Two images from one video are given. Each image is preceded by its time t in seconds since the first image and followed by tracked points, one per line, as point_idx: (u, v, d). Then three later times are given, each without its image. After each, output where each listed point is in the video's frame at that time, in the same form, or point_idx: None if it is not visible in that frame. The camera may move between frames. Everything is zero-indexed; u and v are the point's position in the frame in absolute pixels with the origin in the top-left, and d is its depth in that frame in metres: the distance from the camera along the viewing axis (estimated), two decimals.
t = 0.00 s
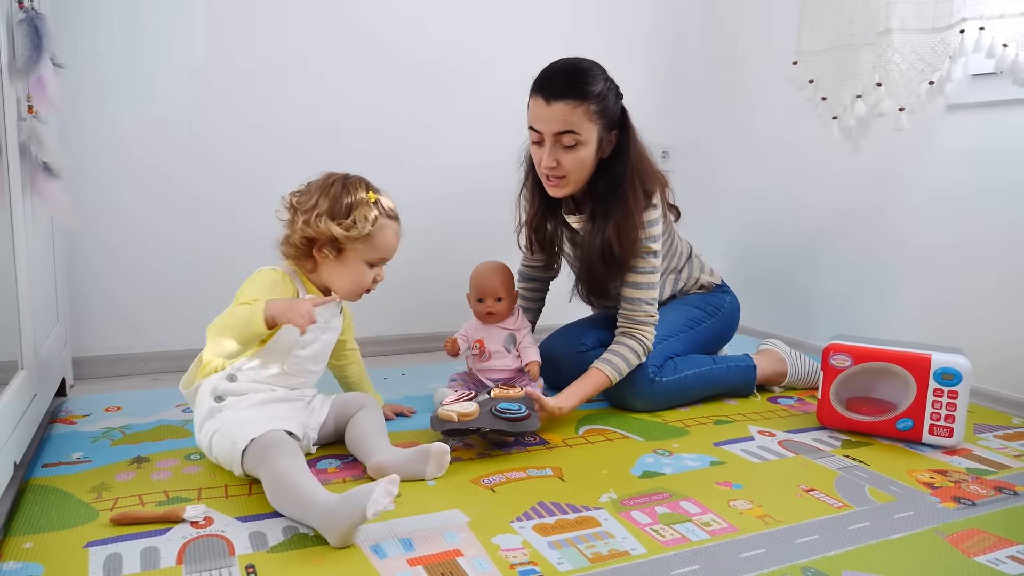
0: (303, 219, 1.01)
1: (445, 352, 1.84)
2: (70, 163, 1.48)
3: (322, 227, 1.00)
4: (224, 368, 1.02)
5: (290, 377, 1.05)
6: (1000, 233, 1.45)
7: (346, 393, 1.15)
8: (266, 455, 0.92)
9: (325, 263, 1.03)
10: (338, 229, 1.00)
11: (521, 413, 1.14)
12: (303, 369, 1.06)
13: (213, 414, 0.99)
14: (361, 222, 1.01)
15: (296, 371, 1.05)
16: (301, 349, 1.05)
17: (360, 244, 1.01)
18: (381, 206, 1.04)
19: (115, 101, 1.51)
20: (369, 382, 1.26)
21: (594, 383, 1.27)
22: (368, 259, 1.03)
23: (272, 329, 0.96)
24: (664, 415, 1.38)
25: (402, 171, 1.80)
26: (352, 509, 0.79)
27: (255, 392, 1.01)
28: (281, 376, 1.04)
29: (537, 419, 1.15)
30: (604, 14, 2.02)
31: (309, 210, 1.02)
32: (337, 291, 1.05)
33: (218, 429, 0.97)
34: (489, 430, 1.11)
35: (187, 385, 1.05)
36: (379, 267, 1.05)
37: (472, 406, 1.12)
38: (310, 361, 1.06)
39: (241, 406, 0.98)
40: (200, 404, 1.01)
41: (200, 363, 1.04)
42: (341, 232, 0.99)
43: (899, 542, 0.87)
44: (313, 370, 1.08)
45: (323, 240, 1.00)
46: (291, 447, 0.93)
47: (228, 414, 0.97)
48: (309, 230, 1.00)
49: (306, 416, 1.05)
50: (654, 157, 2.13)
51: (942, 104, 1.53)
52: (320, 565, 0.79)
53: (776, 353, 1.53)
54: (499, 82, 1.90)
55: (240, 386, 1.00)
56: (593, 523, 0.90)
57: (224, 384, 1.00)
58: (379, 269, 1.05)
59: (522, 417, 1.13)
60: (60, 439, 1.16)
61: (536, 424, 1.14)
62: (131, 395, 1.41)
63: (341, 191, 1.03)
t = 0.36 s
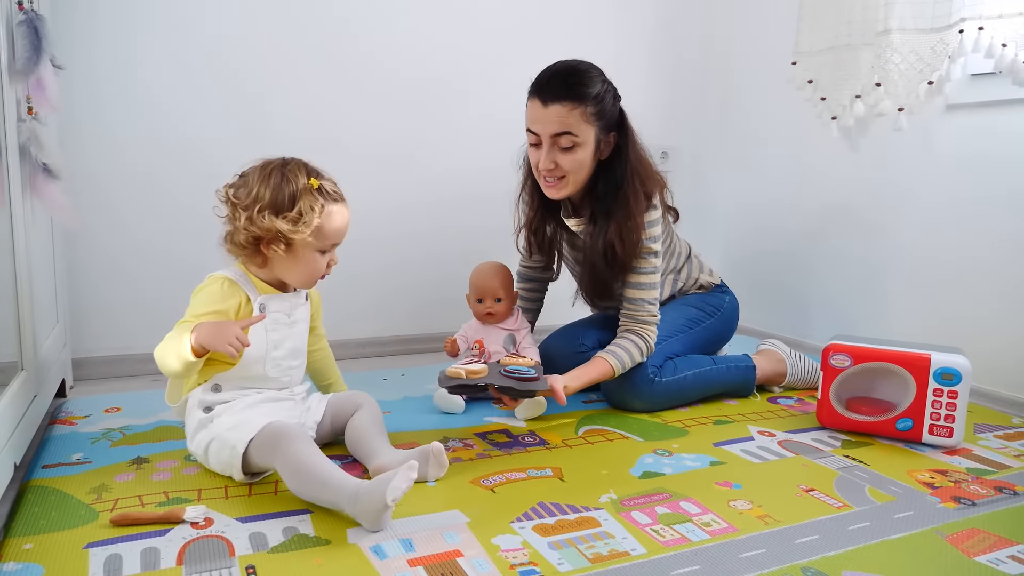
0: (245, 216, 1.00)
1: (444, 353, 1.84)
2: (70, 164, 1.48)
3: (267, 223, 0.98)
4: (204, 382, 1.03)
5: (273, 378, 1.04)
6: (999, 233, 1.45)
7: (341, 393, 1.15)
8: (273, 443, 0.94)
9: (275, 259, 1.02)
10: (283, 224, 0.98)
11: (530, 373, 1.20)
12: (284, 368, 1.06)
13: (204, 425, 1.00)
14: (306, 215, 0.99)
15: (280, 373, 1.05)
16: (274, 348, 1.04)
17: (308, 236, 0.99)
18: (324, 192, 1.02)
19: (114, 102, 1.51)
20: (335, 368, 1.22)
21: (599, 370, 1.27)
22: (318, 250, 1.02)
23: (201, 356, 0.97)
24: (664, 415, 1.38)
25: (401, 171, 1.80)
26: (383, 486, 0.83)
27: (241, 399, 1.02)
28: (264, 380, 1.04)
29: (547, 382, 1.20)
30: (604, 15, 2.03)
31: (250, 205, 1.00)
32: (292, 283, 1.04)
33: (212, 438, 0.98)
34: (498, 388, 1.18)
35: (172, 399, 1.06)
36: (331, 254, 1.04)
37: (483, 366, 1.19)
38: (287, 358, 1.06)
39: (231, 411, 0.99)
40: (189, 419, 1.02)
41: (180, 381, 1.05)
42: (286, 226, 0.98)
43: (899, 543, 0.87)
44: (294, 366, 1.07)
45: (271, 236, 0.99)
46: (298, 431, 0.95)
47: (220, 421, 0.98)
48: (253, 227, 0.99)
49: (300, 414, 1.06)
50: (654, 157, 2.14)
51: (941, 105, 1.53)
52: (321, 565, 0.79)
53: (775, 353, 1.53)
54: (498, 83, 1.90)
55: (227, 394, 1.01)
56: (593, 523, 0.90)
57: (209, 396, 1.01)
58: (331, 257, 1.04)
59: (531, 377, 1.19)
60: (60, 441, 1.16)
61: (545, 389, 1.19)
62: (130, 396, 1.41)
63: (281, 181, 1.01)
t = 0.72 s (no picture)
0: (212, 219, 0.99)
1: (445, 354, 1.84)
2: (71, 165, 1.49)
3: (236, 222, 0.98)
4: (200, 389, 1.03)
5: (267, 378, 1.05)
6: (1000, 233, 1.45)
7: (340, 390, 1.15)
8: (276, 440, 0.94)
9: (247, 259, 1.02)
10: (251, 222, 0.98)
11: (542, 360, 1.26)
12: (276, 366, 1.06)
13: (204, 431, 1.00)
14: (272, 210, 0.99)
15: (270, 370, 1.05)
16: (262, 348, 1.04)
17: (278, 231, 1.00)
18: (287, 184, 1.03)
19: (115, 104, 1.51)
20: (324, 367, 1.22)
21: (598, 365, 1.29)
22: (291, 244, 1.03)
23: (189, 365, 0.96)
24: (665, 416, 1.38)
25: (402, 172, 1.80)
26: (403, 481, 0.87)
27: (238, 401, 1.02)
28: (258, 380, 1.04)
29: (554, 370, 1.25)
30: (605, 15, 2.03)
31: (214, 209, 1.00)
32: (270, 280, 1.05)
33: (213, 442, 0.98)
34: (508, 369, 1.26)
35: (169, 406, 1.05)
36: (304, 245, 1.05)
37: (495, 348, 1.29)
38: (277, 356, 1.06)
39: (228, 413, 1.00)
40: (188, 425, 1.03)
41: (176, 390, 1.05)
42: (254, 223, 0.98)
43: (901, 543, 0.87)
44: (286, 363, 1.08)
45: (241, 236, 0.99)
46: (297, 422, 0.96)
47: (219, 424, 0.99)
48: (221, 229, 0.99)
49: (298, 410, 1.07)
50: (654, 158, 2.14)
51: (942, 105, 1.53)
52: (322, 566, 0.79)
53: (776, 354, 1.53)
54: (499, 84, 1.90)
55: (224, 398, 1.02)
56: (594, 524, 0.90)
57: (205, 402, 1.01)
58: (304, 248, 1.05)
59: (541, 365, 1.25)
60: (61, 442, 1.16)
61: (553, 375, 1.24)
62: (130, 398, 1.41)
63: (242, 179, 1.01)
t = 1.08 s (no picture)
0: (198, 223, 0.99)
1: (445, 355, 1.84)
2: (70, 166, 1.49)
3: (223, 224, 0.98)
4: (190, 391, 1.03)
5: (259, 380, 1.05)
6: (999, 234, 1.45)
7: (336, 388, 1.14)
8: (269, 425, 0.95)
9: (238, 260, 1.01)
10: (238, 221, 0.98)
11: (541, 341, 1.23)
12: (269, 367, 1.06)
13: (197, 432, 1.00)
14: (258, 207, 0.99)
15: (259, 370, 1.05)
16: (255, 350, 1.04)
17: (267, 227, 1.00)
18: (270, 181, 1.03)
19: (114, 104, 1.51)
20: (318, 367, 1.22)
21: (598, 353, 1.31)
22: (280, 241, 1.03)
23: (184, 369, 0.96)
24: (665, 416, 1.38)
25: (402, 172, 1.80)
26: (406, 472, 0.93)
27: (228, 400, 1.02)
28: (251, 381, 1.04)
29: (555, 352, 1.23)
30: (605, 16, 2.03)
31: (200, 214, 1.00)
32: (264, 279, 1.04)
33: (208, 441, 0.99)
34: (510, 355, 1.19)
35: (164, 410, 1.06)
36: (294, 240, 1.05)
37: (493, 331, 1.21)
38: (270, 357, 1.07)
39: (219, 414, 0.99)
40: (181, 425, 1.03)
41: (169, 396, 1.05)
42: (242, 222, 0.98)
43: (900, 543, 0.87)
44: (279, 364, 1.09)
45: (229, 237, 0.99)
46: (289, 404, 0.96)
47: (211, 424, 0.99)
48: (208, 232, 0.98)
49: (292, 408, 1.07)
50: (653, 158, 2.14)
51: (941, 106, 1.54)
52: (322, 567, 0.78)
53: (776, 354, 1.53)
54: (498, 84, 1.90)
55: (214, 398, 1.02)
56: (593, 524, 0.90)
57: (197, 403, 1.01)
58: (295, 244, 1.05)
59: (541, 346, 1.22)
60: (61, 442, 1.16)
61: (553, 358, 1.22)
62: (130, 399, 1.41)
63: (225, 180, 1.00)
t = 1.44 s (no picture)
0: (195, 227, 0.99)
1: (444, 355, 1.84)
2: (70, 165, 1.49)
3: (219, 226, 0.98)
4: (188, 393, 1.03)
5: (257, 380, 1.05)
6: (999, 234, 1.45)
7: (334, 385, 1.14)
8: (260, 420, 0.95)
9: (236, 262, 1.01)
10: (236, 224, 0.98)
11: (542, 313, 1.20)
12: (267, 368, 1.06)
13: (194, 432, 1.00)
14: (255, 210, 0.99)
15: (261, 375, 1.05)
16: (253, 351, 1.04)
17: (264, 230, 1.00)
18: (267, 183, 1.03)
19: (114, 104, 1.51)
20: (317, 366, 1.22)
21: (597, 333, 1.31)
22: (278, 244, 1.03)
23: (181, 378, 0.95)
24: (665, 416, 1.38)
25: (402, 172, 1.80)
26: (392, 475, 0.93)
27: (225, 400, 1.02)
28: (249, 382, 1.04)
29: (556, 321, 1.21)
30: (604, 15, 2.03)
31: (197, 216, 0.99)
32: (261, 280, 1.04)
33: (206, 441, 0.99)
34: (512, 332, 1.18)
35: (163, 413, 1.06)
36: (292, 242, 1.05)
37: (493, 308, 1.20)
38: (268, 357, 1.07)
39: (216, 414, 0.99)
40: (178, 426, 1.03)
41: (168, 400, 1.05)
42: (238, 225, 0.98)
43: (900, 543, 0.87)
44: (277, 365, 1.09)
45: (227, 240, 0.99)
46: (282, 400, 0.97)
47: (208, 424, 0.99)
48: (205, 235, 0.98)
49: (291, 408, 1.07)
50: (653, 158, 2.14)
51: (940, 105, 1.53)
52: (322, 567, 0.78)
53: (775, 354, 1.53)
54: (498, 84, 1.90)
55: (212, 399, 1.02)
56: (594, 524, 0.90)
57: (195, 405, 1.01)
58: (293, 247, 1.05)
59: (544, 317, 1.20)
60: (60, 442, 1.16)
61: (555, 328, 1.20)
62: (129, 398, 1.41)
63: (221, 182, 1.00)
